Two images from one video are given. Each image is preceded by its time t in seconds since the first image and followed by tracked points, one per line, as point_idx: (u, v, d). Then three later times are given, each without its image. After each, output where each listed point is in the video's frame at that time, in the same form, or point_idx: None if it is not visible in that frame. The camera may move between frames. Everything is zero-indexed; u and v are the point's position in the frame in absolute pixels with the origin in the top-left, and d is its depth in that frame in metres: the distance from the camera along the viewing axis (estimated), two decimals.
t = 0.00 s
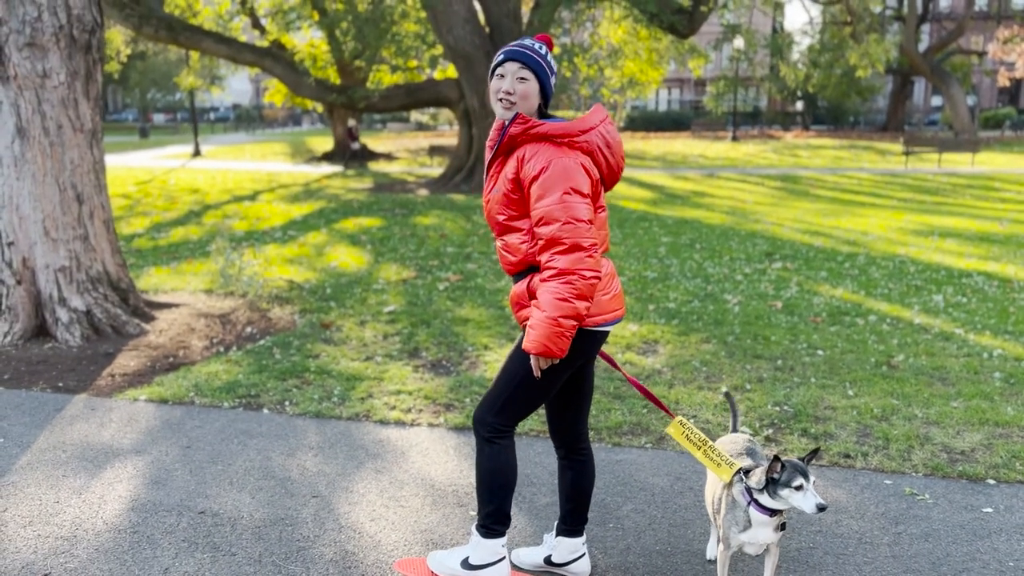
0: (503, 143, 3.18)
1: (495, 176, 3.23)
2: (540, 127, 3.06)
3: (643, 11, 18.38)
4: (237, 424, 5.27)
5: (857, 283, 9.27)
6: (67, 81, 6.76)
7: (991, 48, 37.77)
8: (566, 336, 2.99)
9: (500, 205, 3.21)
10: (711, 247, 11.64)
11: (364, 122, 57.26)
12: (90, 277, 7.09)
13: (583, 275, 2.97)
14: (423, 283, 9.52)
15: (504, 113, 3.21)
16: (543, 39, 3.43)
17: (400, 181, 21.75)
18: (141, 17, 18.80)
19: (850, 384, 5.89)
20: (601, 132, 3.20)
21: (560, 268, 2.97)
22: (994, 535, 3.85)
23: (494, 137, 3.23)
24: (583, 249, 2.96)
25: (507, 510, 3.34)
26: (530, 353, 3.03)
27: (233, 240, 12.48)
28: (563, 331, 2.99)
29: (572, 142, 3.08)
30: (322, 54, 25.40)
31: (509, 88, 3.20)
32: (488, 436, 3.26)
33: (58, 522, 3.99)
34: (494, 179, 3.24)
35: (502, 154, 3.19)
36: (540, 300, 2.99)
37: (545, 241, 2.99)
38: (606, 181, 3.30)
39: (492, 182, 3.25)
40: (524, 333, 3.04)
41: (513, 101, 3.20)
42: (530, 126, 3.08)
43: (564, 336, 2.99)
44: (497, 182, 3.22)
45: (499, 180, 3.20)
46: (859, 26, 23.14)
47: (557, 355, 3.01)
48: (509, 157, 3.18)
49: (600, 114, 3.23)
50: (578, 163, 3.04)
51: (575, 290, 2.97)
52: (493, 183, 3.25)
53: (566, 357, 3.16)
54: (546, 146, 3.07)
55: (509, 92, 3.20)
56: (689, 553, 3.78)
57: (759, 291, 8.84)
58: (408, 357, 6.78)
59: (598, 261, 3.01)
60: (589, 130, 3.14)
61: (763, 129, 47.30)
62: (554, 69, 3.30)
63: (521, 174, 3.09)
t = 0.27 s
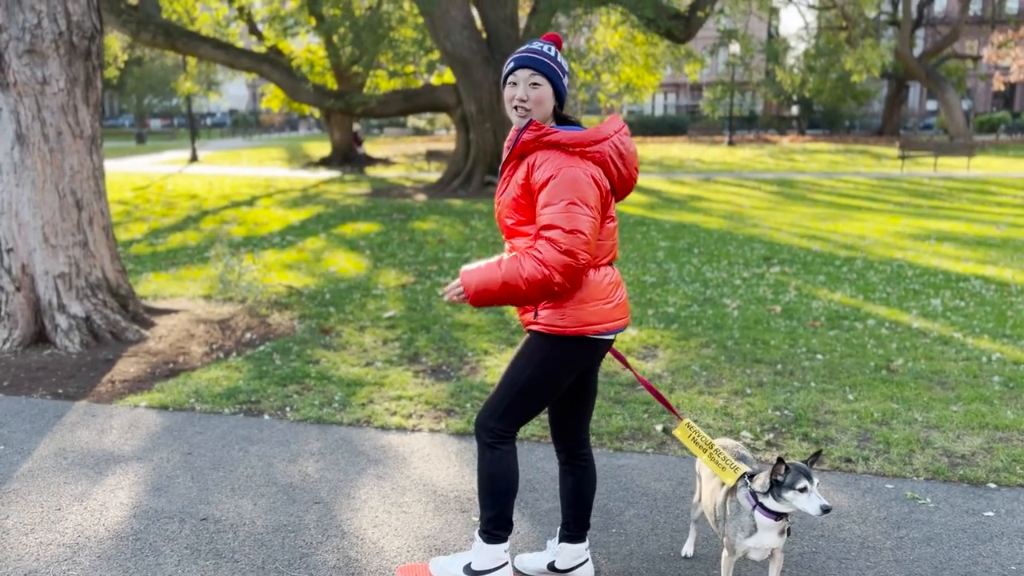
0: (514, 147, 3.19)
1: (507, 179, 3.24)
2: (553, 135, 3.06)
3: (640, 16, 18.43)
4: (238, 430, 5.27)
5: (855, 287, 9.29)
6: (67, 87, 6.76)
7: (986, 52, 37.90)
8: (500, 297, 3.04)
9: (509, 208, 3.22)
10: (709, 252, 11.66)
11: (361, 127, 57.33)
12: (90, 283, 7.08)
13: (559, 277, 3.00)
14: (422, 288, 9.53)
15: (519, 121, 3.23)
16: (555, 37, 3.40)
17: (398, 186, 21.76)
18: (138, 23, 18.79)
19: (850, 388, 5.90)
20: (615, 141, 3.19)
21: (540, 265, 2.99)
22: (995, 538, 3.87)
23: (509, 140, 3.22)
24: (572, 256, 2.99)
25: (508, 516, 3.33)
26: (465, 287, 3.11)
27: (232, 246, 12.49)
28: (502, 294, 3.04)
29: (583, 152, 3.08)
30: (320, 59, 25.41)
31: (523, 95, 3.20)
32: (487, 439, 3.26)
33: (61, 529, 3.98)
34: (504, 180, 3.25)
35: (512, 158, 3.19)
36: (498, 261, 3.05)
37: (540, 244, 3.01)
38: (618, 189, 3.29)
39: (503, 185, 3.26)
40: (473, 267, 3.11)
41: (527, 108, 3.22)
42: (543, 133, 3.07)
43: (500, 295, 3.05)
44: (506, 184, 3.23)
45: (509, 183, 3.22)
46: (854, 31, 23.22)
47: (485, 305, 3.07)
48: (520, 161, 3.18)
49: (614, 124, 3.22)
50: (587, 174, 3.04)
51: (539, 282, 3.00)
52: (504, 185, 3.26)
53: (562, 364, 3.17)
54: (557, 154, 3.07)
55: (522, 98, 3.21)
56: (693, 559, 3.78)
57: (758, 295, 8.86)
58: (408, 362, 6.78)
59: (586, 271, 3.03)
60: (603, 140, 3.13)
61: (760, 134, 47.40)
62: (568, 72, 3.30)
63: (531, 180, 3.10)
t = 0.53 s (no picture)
0: (525, 154, 3.21)
1: (516, 185, 3.25)
2: (564, 143, 3.08)
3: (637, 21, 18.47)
4: (237, 436, 5.27)
5: (852, 291, 9.32)
6: (65, 93, 6.76)
7: (981, 57, 38.02)
8: (515, 307, 3.03)
9: (518, 214, 3.24)
10: (706, 256, 11.68)
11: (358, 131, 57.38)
12: (88, 288, 7.08)
13: (571, 286, 3.01)
14: (420, 292, 9.54)
15: (530, 128, 3.25)
16: (566, 43, 3.43)
17: (395, 191, 21.78)
18: (135, 28, 18.77)
19: (848, 392, 5.92)
20: (626, 152, 3.21)
21: (552, 271, 2.99)
22: (994, 541, 3.88)
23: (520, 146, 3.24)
24: (583, 265, 3.00)
25: (506, 518, 3.35)
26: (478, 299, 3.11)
27: (230, 250, 12.49)
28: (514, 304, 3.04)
29: (594, 161, 3.10)
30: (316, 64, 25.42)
31: (536, 100, 3.22)
32: (489, 443, 3.27)
33: (61, 534, 3.98)
34: (514, 186, 3.26)
35: (523, 165, 3.21)
36: (511, 270, 3.05)
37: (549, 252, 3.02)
38: (626, 199, 3.31)
39: (512, 190, 3.28)
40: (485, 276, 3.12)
41: (539, 115, 3.23)
42: (554, 140, 3.09)
43: (511, 304, 3.04)
44: (515, 190, 3.25)
45: (518, 189, 3.23)
46: (850, 36, 23.31)
47: (500, 315, 3.07)
48: (531, 168, 3.20)
49: (625, 134, 3.24)
50: (596, 183, 3.06)
51: (550, 289, 3.00)
52: (513, 191, 3.28)
53: (563, 369, 3.18)
54: (568, 163, 3.08)
55: (535, 103, 3.22)
56: (693, 563, 3.79)
57: (755, 299, 8.88)
58: (407, 367, 6.79)
59: (596, 279, 3.04)
60: (613, 150, 3.15)
61: (756, 138, 47.51)
62: (580, 79, 3.32)
63: (541, 187, 3.11)
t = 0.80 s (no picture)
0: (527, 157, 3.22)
1: (518, 187, 3.26)
2: (566, 146, 3.10)
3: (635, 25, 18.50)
4: (238, 438, 5.28)
5: (851, 294, 9.34)
6: (66, 96, 6.77)
7: (978, 60, 38.10)
8: (521, 307, 3.04)
9: (520, 215, 3.25)
10: (705, 259, 11.70)
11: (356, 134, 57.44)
12: (89, 291, 7.08)
13: (575, 287, 3.01)
14: (420, 295, 9.55)
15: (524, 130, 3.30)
16: (583, 44, 3.35)
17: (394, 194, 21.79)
18: (134, 31, 18.77)
19: (848, 395, 5.92)
20: (628, 155, 3.23)
21: (556, 273, 3.00)
22: (994, 543, 3.89)
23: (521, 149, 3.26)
24: (587, 266, 3.00)
25: (510, 518, 3.34)
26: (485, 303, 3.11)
27: (229, 254, 12.50)
28: (520, 306, 3.04)
29: (596, 164, 3.11)
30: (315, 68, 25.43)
31: (525, 104, 3.26)
32: (489, 443, 3.28)
33: (63, 537, 3.99)
34: (516, 188, 3.27)
35: (525, 167, 3.23)
36: (516, 271, 3.06)
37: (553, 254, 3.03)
38: (629, 203, 3.32)
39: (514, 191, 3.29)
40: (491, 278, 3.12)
41: (528, 116, 3.27)
42: (556, 143, 3.10)
43: (515, 305, 3.04)
44: (517, 191, 3.25)
45: (519, 191, 3.24)
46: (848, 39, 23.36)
47: (506, 317, 3.07)
48: (534, 170, 3.21)
49: (628, 138, 3.25)
50: (598, 185, 3.07)
51: (555, 290, 3.01)
52: (516, 192, 3.29)
53: (563, 369, 3.19)
54: (570, 165, 3.10)
55: (523, 107, 3.27)
56: (695, 565, 3.79)
57: (755, 302, 8.90)
58: (407, 369, 6.79)
59: (599, 280, 3.05)
60: (615, 153, 3.16)
61: (755, 142, 47.59)
62: (576, 79, 3.24)
63: (543, 189, 3.13)
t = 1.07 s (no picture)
0: (524, 158, 3.24)
1: (516, 186, 3.28)
2: (561, 143, 3.12)
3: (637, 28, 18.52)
4: (241, 439, 5.29)
5: (853, 296, 9.35)
6: (69, 99, 6.78)
7: (980, 63, 38.09)
8: (531, 325, 3.01)
9: (518, 214, 3.25)
10: (707, 261, 11.70)
11: (358, 137, 57.50)
12: (91, 293, 7.08)
13: (574, 288, 3.01)
14: (422, 297, 9.55)
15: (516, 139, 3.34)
16: (567, 40, 3.29)
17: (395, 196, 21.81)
18: (137, 34, 18.78)
19: (850, 397, 5.92)
20: (623, 154, 3.24)
21: (555, 274, 3.00)
22: (997, 545, 3.89)
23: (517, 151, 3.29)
24: (584, 265, 3.00)
25: (512, 520, 3.35)
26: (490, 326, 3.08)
27: (231, 256, 12.51)
28: (528, 322, 3.02)
29: (590, 161, 3.13)
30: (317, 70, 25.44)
31: (512, 116, 3.30)
32: (487, 445, 3.28)
33: (66, 538, 3.99)
34: (513, 189, 3.29)
35: (522, 167, 3.25)
36: (519, 286, 3.03)
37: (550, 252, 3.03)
38: (625, 202, 3.32)
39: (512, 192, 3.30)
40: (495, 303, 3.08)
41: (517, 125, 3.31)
42: (551, 140, 3.13)
43: (525, 324, 3.02)
44: (515, 192, 3.27)
45: (517, 191, 3.26)
46: (849, 42, 23.37)
47: (519, 338, 3.04)
48: (530, 169, 3.23)
49: (624, 137, 3.27)
50: (593, 183, 3.08)
51: (558, 295, 3.00)
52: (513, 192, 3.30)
53: (561, 369, 3.20)
54: (564, 162, 3.11)
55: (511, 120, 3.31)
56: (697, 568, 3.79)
57: (757, 304, 8.90)
58: (409, 371, 6.80)
59: (596, 280, 3.05)
60: (610, 152, 3.18)
61: (756, 145, 47.58)
62: (552, 78, 3.18)
63: (539, 187, 3.14)
